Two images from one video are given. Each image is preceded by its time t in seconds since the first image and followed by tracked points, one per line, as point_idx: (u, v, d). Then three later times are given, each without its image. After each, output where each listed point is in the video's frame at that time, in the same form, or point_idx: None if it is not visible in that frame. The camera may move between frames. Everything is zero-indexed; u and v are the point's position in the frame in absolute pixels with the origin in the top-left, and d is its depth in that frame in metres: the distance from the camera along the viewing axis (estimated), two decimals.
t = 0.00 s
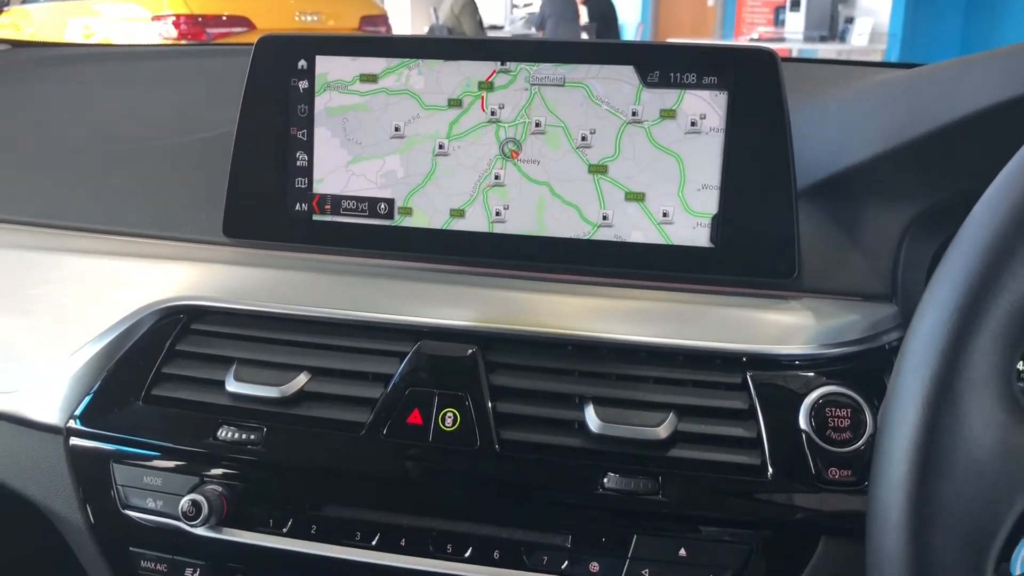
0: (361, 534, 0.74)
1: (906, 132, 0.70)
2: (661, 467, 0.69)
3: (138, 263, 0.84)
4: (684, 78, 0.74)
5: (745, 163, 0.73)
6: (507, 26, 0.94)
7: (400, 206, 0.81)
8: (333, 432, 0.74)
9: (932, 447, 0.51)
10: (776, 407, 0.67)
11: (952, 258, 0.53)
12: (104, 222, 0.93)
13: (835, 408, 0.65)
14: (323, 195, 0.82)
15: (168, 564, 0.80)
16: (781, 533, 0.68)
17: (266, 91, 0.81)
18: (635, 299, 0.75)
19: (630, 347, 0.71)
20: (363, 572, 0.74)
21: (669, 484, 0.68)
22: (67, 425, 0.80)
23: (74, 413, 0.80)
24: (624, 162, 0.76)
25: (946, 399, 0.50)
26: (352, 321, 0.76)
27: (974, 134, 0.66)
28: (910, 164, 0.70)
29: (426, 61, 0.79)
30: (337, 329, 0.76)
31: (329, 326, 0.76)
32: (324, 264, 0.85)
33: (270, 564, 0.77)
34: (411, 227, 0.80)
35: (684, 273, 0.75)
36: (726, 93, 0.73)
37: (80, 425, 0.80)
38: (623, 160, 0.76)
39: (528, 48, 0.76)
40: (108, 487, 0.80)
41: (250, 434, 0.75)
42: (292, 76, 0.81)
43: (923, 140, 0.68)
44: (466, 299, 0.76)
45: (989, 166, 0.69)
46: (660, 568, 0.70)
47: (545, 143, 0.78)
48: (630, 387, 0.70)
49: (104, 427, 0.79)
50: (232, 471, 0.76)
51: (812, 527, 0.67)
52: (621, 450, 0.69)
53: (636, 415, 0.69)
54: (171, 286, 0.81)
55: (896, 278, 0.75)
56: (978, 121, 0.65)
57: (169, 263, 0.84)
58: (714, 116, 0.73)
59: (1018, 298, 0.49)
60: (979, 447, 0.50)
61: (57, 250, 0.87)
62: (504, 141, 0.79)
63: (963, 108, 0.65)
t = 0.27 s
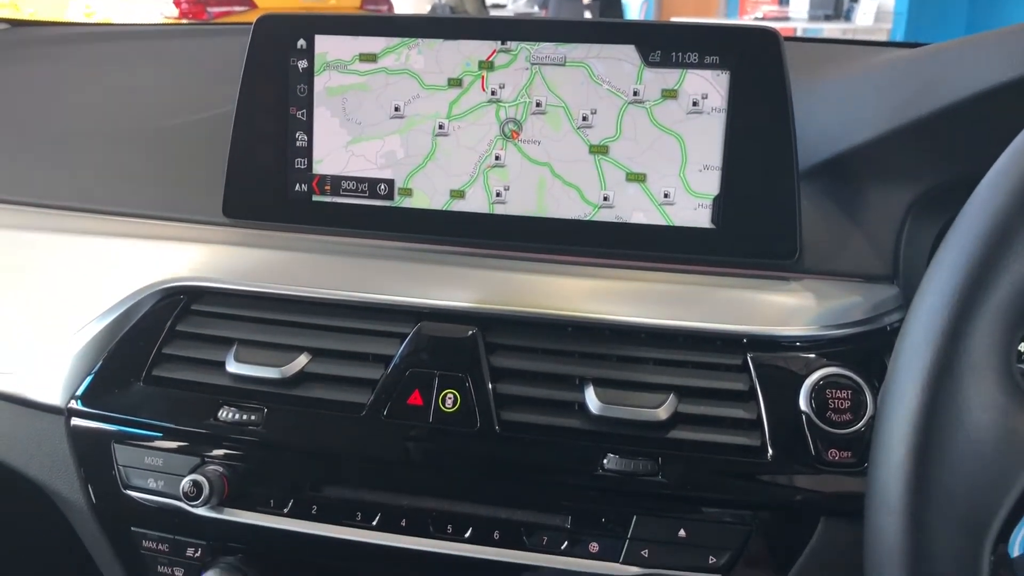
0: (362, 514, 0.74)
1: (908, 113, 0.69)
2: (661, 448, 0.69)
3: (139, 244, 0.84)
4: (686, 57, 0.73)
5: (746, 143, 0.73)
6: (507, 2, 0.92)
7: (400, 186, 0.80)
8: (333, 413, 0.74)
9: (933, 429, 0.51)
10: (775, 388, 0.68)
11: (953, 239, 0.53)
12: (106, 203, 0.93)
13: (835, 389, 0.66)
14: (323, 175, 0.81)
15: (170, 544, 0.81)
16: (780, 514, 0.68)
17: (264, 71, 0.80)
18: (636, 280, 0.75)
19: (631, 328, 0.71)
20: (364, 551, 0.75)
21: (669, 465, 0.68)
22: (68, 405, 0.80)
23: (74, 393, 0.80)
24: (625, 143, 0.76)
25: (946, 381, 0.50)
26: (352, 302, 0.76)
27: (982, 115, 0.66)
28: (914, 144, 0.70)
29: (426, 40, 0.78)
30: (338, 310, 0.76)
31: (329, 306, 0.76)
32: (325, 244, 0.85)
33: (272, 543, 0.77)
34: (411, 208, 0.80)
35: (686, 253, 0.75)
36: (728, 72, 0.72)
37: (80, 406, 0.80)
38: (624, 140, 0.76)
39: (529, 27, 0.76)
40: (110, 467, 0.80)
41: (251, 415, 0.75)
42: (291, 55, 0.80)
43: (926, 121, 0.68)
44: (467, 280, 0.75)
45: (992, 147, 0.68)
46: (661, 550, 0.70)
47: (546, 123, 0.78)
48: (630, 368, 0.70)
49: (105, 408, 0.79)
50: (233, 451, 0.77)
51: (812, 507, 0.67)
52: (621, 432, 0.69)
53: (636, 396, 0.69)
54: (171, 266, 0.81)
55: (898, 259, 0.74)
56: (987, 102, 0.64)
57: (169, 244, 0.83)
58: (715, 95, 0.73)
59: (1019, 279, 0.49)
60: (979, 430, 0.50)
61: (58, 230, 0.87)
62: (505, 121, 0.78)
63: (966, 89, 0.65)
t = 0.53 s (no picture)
0: (365, 493, 0.75)
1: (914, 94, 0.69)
2: (663, 428, 0.69)
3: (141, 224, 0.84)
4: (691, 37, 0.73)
5: (751, 123, 0.73)
6: None
7: (403, 166, 0.80)
8: (337, 393, 0.74)
9: (935, 409, 0.51)
10: (778, 368, 0.68)
11: (957, 220, 0.53)
12: (108, 184, 0.93)
13: (837, 370, 0.66)
14: (325, 156, 0.81)
15: (174, 523, 0.81)
16: (782, 492, 0.68)
17: (266, 50, 0.80)
18: (639, 261, 0.75)
19: (634, 310, 0.71)
20: (368, 530, 0.75)
21: (671, 445, 0.69)
22: (72, 385, 0.81)
23: (78, 373, 0.80)
24: (628, 122, 0.75)
25: (949, 361, 0.51)
26: (354, 282, 0.75)
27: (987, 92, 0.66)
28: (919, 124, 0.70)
29: (428, 19, 0.78)
30: (341, 290, 0.76)
31: (332, 287, 0.76)
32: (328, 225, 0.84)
33: (277, 522, 0.78)
34: (414, 189, 0.80)
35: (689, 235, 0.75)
36: (732, 52, 0.72)
37: (84, 385, 0.80)
38: (627, 120, 0.75)
39: (532, 5, 0.75)
40: (114, 447, 0.81)
41: (255, 395, 0.76)
42: (293, 34, 0.79)
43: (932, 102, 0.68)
44: (469, 260, 0.75)
45: (997, 127, 0.68)
46: (663, 529, 0.70)
47: (549, 103, 0.77)
48: (632, 349, 0.70)
49: (109, 388, 0.79)
50: (236, 432, 0.77)
51: (813, 488, 0.67)
52: (624, 412, 0.69)
53: (639, 376, 0.69)
54: (174, 246, 0.81)
55: (902, 240, 0.74)
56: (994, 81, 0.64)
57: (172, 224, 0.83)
58: (719, 75, 0.73)
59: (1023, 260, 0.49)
60: (982, 409, 0.50)
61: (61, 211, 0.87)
62: (508, 101, 0.78)
63: (972, 69, 0.65)
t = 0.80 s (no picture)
0: (368, 473, 0.75)
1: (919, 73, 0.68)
2: (664, 408, 0.69)
3: (143, 203, 0.84)
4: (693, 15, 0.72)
5: (754, 103, 0.72)
6: None
7: (404, 146, 0.80)
8: (339, 373, 0.74)
9: (936, 389, 0.51)
10: (780, 348, 0.68)
11: (961, 200, 0.53)
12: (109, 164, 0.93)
13: (839, 350, 0.66)
14: (327, 135, 0.81)
15: (178, 502, 0.82)
16: (782, 472, 0.69)
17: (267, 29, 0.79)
18: (641, 242, 0.74)
19: (636, 290, 0.71)
20: (370, 509, 0.76)
21: (672, 425, 0.69)
22: (75, 364, 0.81)
23: (81, 353, 0.81)
24: (630, 102, 0.75)
25: (949, 340, 0.51)
26: (356, 262, 0.75)
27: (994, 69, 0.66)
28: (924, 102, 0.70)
29: None
30: (342, 271, 0.76)
31: (333, 267, 0.76)
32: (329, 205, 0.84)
33: (280, 501, 0.78)
34: (415, 169, 0.80)
35: (691, 216, 0.75)
36: (736, 31, 0.72)
37: (86, 365, 0.80)
38: (630, 100, 0.75)
39: None
40: (117, 426, 0.81)
41: (257, 374, 0.76)
42: (294, 13, 0.79)
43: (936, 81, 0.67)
44: (471, 241, 0.75)
45: (1001, 107, 0.68)
46: (664, 508, 0.70)
47: (551, 82, 0.77)
48: (634, 329, 0.70)
49: (112, 367, 0.80)
50: (239, 411, 0.77)
51: (814, 467, 0.68)
52: (626, 392, 0.70)
53: (641, 356, 0.69)
54: (176, 225, 0.81)
55: (905, 220, 0.73)
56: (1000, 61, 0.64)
57: (174, 203, 0.83)
58: (722, 53, 0.72)
59: None
60: (982, 389, 0.50)
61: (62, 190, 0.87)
62: (510, 80, 0.77)
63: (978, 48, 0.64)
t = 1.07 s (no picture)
0: (371, 452, 0.76)
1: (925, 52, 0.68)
2: (666, 388, 0.69)
3: (144, 182, 0.84)
4: None
5: (758, 82, 0.72)
6: None
7: (406, 126, 0.80)
8: (342, 353, 0.74)
9: (938, 370, 0.51)
10: (782, 329, 0.68)
11: (966, 181, 0.53)
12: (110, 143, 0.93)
13: (840, 330, 0.66)
14: (328, 115, 0.80)
15: (182, 480, 0.82)
16: (783, 452, 0.69)
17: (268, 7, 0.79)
18: (643, 222, 0.74)
19: (638, 271, 0.71)
20: (373, 487, 0.76)
21: (674, 404, 0.69)
22: (79, 344, 0.81)
23: (85, 332, 0.81)
24: (633, 81, 0.75)
25: (952, 322, 0.51)
26: (358, 243, 0.75)
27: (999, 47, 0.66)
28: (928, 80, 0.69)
29: None
30: (344, 251, 0.76)
31: (335, 247, 0.76)
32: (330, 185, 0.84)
33: (283, 480, 0.79)
34: (417, 149, 0.80)
35: (694, 195, 0.75)
36: (740, 9, 0.71)
37: (90, 344, 0.81)
38: (633, 79, 0.75)
39: None
40: (121, 405, 0.82)
41: (260, 354, 0.76)
42: None
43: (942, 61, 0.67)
44: (473, 221, 0.75)
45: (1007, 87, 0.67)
46: (664, 487, 0.71)
47: (553, 61, 0.76)
48: (636, 309, 0.70)
49: (115, 347, 0.80)
50: (242, 390, 0.78)
51: (814, 447, 0.68)
52: (628, 372, 0.70)
53: (643, 336, 0.69)
54: (177, 205, 0.81)
55: (907, 200, 0.74)
56: (1010, 37, 0.63)
57: (175, 183, 0.83)
58: (726, 32, 0.72)
59: None
60: (984, 370, 0.50)
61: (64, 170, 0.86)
62: (512, 59, 0.77)
63: (984, 26, 0.64)
